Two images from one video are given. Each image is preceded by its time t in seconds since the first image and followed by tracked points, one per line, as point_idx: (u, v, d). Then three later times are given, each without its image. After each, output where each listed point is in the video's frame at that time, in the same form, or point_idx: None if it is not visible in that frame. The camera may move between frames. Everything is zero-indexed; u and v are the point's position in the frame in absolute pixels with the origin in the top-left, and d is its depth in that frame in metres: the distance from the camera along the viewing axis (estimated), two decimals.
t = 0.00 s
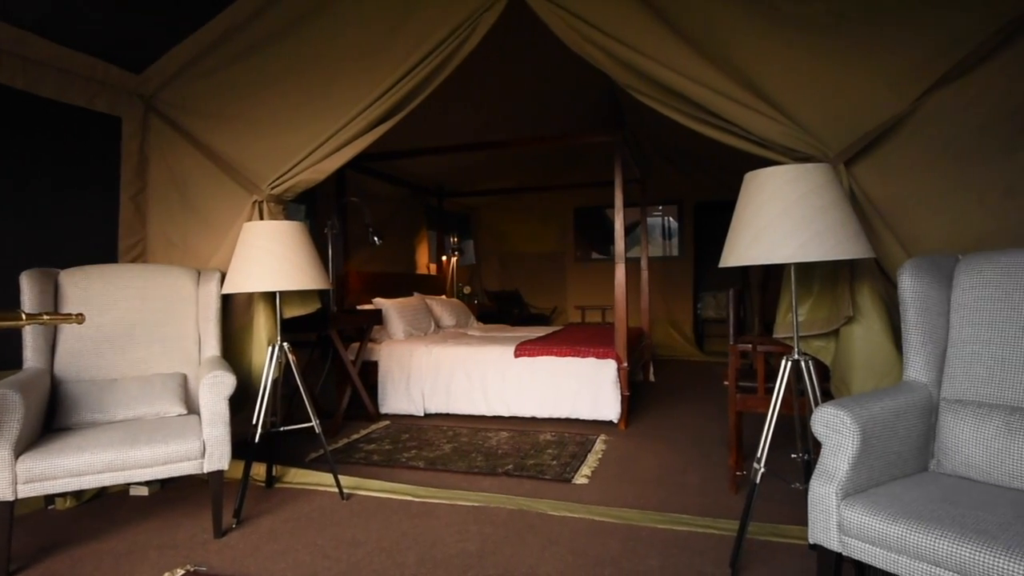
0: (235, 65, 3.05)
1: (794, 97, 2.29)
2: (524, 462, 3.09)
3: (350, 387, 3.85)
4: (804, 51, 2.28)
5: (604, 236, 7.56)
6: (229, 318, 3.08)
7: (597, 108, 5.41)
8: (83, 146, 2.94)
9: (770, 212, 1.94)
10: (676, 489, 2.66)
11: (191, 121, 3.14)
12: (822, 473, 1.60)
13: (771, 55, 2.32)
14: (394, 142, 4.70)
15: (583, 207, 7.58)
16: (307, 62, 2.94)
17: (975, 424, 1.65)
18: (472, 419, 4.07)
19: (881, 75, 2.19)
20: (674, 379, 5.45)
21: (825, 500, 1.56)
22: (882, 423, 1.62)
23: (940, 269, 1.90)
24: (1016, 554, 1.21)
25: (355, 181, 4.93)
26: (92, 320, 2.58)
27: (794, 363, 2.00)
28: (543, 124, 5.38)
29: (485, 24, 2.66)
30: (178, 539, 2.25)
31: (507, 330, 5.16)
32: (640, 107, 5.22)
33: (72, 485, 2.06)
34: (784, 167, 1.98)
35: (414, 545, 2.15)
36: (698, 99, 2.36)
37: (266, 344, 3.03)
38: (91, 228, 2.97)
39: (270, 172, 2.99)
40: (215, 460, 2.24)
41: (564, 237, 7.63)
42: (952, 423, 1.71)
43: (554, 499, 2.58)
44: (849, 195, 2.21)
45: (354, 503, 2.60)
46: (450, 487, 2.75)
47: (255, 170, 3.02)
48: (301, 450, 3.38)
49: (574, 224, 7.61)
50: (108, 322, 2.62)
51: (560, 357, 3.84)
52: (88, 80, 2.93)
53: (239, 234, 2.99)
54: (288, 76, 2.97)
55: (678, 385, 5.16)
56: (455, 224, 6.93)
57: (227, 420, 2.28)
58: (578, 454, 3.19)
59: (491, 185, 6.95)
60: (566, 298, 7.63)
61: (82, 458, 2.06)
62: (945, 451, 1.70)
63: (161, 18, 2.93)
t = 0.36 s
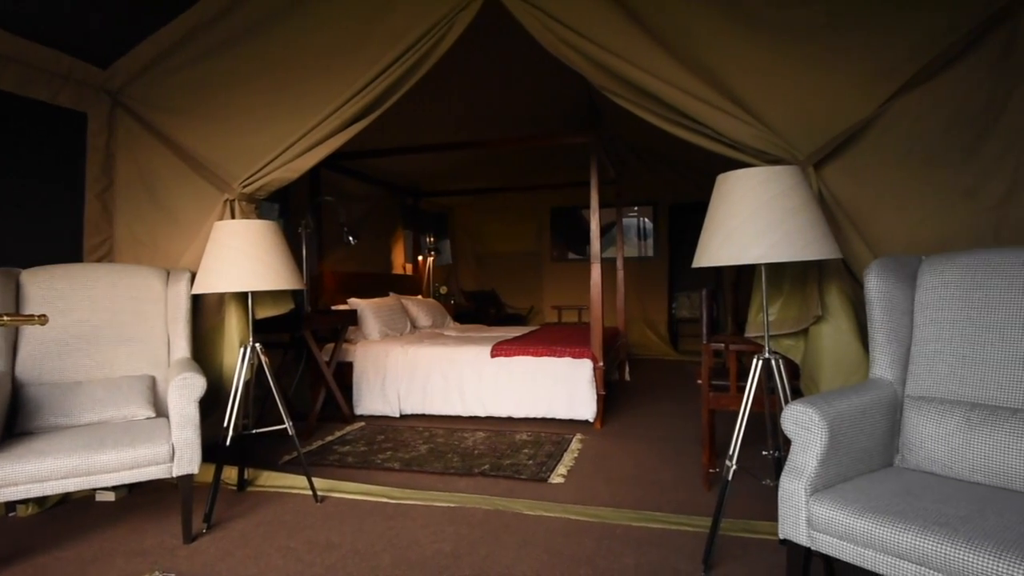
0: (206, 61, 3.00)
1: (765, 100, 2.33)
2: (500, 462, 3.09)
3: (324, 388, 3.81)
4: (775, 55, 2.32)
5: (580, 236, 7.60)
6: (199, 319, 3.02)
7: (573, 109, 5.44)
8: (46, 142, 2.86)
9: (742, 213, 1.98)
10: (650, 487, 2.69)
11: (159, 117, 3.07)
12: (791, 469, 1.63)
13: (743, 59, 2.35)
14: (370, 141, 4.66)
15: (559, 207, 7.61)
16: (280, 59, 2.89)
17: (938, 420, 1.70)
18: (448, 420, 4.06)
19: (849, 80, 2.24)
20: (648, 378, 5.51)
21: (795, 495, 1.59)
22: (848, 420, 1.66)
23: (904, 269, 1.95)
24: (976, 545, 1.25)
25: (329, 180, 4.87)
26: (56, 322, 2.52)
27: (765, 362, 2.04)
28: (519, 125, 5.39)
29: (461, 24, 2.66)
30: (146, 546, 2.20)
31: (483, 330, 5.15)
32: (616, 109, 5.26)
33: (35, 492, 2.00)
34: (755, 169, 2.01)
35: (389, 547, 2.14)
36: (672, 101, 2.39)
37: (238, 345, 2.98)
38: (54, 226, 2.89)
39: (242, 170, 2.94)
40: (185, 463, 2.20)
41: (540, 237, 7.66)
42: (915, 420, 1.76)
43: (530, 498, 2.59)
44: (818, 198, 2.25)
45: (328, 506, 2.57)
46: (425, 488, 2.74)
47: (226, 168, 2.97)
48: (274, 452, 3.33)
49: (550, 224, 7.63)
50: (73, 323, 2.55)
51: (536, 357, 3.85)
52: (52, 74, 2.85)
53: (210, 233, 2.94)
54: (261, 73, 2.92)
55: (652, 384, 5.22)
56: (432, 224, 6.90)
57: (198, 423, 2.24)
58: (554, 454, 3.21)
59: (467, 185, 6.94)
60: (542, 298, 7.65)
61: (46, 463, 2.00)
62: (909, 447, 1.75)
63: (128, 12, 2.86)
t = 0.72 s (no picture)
0: (170, 55, 2.92)
1: (733, 104, 2.37)
2: (472, 462, 3.08)
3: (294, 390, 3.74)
4: (742, 60, 2.36)
5: (552, 237, 7.63)
6: (163, 320, 2.95)
7: (545, 109, 5.46)
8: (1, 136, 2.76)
9: (710, 215, 2.01)
10: (621, 486, 2.72)
11: (121, 113, 2.98)
12: (757, 466, 1.66)
13: (712, 62, 2.39)
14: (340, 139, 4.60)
15: (532, 208, 7.63)
16: (248, 54, 2.84)
17: (896, 416, 1.75)
18: (420, 421, 4.04)
19: (813, 85, 2.29)
20: (620, 377, 5.55)
21: (760, 491, 1.62)
22: (811, 416, 1.70)
23: (865, 270, 2.01)
24: (932, 537, 1.30)
25: (299, 178, 4.80)
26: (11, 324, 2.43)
27: (732, 360, 2.07)
28: (492, 125, 5.39)
29: (432, 22, 2.64)
30: (106, 554, 2.13)
31: (456, 330, 5.14)
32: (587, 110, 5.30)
33: None
34: (722, 172, 2.05)
35: (359, 550, 2.12)
36: (642, 103, 2.41)
37: (204, 347, 2.91)
38: (9, 224, 2.79)
39: (207, 168, 2.87)
40: (148, 468, 2.14)
41: (513, 237, 7.67)
42: (875, 416, 1.81)
43: (502, 498, 2.59)
44: (784, 200, 2.30)
45: (297, 509, 2.53)
46: (397, 490, 2.72)
47: (192, 165, 2.91)
48: (241, 456, 3.26)
49: (523, 225, 7.65)
50: (30, 325, 2.47)
51: (508, 357, 3.86)
52: (6, 66, 2.75)
53: (174, 232, 2.86)
54: (228, 68, 2.86)
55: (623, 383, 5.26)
56: (404, 224, 6.85)
57: (161, 427, 2.18)
58: (526, 453, 3.21)
59: (440, 184, 6.91)
60: (514, 298, 7.66)
61: None
62: (870, 442, 1.80)
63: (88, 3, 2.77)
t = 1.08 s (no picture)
0: (134, 49, 2.84)
1: (703, 107, 2.41)
2: (446, 463, 3.07)
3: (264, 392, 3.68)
4: (713, 63, 2.40)
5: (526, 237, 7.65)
6: (127, 322, 2.87)
7: (519, 109, 5.47)
8: None
9: (680, 216, 2.04)
10: (594, 484, 2.74)
11: (82, 108, 2.90)
12: (726, 463, 1.69)
13: (683, 65, 2.42)
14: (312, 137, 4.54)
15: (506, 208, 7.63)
16: (216, 49, 2.78)
17: (860, 412, 1.80)
18: (393, 422, 4.01)
19: (781, 89, 2.34)
20: (593, 377, 5.59)
21: (729, 487, 1.65)
22: (778, 414, 1.74)
23: (830, 270, 2.06)
24: (893, 530, 1.34)
25: (269, 176, 4.72)
26: None
27: (702, 359, 2.11)
28: (465, 124, 5.38)
29: (406, 21, 2.62)
30: (66, 562, 2.07)
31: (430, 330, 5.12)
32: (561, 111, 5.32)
33: None
34: (693, 173, 2.08)
35: (331, 553, 2.09)
36: (615, 105, 2.43)
37: (170, 349, 2.84)
38: None
39: (174, 165, 2.81)
40: (111, 473, 2.08)
41: (487, 237, 7.66)
42: (840, 412, 1.85)
43: (476, 498, 2.58)
44: (753, 201, 2.34)
45: (268, 513, 2.48)
46: (370, 492, 2.69)
47: (158, 163, 2.84)
48: (209, 460, 3.20)
49: (497, 225, 7.65)
50: None
51: (482, 357, 3.86)
52: None
53: (138, 231, 2.79)
54: (195, 63, 2.80)
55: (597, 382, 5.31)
56: (377, 223, 6.79)
57: (125, 431, 2.13)
58: (500, 453, 3.21)
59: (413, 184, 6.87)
60: (489, 298, 7.66)
61: None
62: (835, 438, 1.84)
63: None
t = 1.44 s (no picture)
0: (98, 42, 2.76)
1: (676, 108, 2.44)
2: (420, 463, 3.06)
3: (234, 394, 3.61)
4: (686, 65, 2.43)
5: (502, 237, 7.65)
6: (91, 323, 2.79)
7: (494, 109, 5.47)
8: None
9: (653, 217, 2.06)
10: (569, 483, 2.75)
11: (43, 102, 2.80)
12: (697, 460, 1.71)
13: (657, 67, 2.45)
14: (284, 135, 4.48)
15: (482, 208, 7.62)
16: (185, 43, 2.72)
17: (826, 409, 1.84)
18: (367, 423, 3.97)
19: (751, 92, 2.39)
20: (568, 376, 5.62)
21: (700, 484, 1.67)
22: (748, 412, 1.77)
23: (799, 270, 2.10)
24: (857, 523, 1.37)
25: (240, 174, 4.64)
26: None
27: (674, 358, 2.13)
28: (440, 124, 5.36)
29: (380, 18, 2.60)
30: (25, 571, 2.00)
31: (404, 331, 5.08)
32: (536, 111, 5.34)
33: None
34: (665, 175, 2.10)
35: (303, 557, 2.06)
36: (589, 106, 2.45)
37: (135, 351, 2.77)
38: None
39: (141, 162, 2.75)
40: (72, 479, 2.03)
41: (462, 237, 7.65)
42: (807, 409, 1.89)
43: (450, 499, 2.58)
44: (723, 203, 2.38)
45: (238, 517, 2.44)
46: (343, 494, 2.66)
47: (123, 160, 2.77)
48: (177, 464, 3.13)
49: (472, 225, 7.64)
50: None
51: (457, 357, 3.85)
52: None
53: (103, 230, 2.71)
54: (163, 57, 2.73)
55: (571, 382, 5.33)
56: (351, 223, 6.72)
57: (89, 435, 2.07)
58: (475, 454, 3.21)
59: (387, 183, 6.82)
60: (464, 298, 7.64)
61: None
62: (802, 435, 1.88)
63: None
